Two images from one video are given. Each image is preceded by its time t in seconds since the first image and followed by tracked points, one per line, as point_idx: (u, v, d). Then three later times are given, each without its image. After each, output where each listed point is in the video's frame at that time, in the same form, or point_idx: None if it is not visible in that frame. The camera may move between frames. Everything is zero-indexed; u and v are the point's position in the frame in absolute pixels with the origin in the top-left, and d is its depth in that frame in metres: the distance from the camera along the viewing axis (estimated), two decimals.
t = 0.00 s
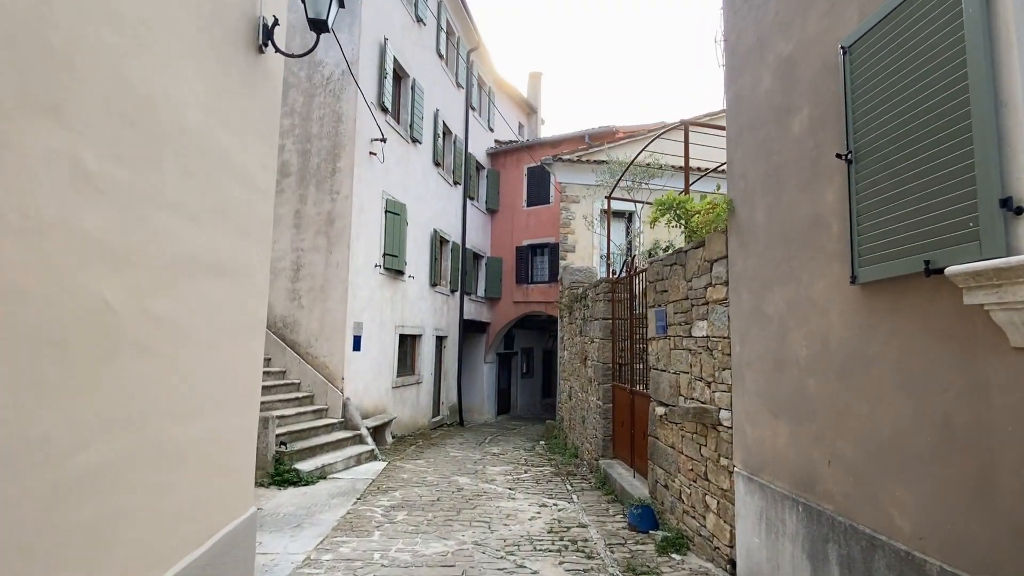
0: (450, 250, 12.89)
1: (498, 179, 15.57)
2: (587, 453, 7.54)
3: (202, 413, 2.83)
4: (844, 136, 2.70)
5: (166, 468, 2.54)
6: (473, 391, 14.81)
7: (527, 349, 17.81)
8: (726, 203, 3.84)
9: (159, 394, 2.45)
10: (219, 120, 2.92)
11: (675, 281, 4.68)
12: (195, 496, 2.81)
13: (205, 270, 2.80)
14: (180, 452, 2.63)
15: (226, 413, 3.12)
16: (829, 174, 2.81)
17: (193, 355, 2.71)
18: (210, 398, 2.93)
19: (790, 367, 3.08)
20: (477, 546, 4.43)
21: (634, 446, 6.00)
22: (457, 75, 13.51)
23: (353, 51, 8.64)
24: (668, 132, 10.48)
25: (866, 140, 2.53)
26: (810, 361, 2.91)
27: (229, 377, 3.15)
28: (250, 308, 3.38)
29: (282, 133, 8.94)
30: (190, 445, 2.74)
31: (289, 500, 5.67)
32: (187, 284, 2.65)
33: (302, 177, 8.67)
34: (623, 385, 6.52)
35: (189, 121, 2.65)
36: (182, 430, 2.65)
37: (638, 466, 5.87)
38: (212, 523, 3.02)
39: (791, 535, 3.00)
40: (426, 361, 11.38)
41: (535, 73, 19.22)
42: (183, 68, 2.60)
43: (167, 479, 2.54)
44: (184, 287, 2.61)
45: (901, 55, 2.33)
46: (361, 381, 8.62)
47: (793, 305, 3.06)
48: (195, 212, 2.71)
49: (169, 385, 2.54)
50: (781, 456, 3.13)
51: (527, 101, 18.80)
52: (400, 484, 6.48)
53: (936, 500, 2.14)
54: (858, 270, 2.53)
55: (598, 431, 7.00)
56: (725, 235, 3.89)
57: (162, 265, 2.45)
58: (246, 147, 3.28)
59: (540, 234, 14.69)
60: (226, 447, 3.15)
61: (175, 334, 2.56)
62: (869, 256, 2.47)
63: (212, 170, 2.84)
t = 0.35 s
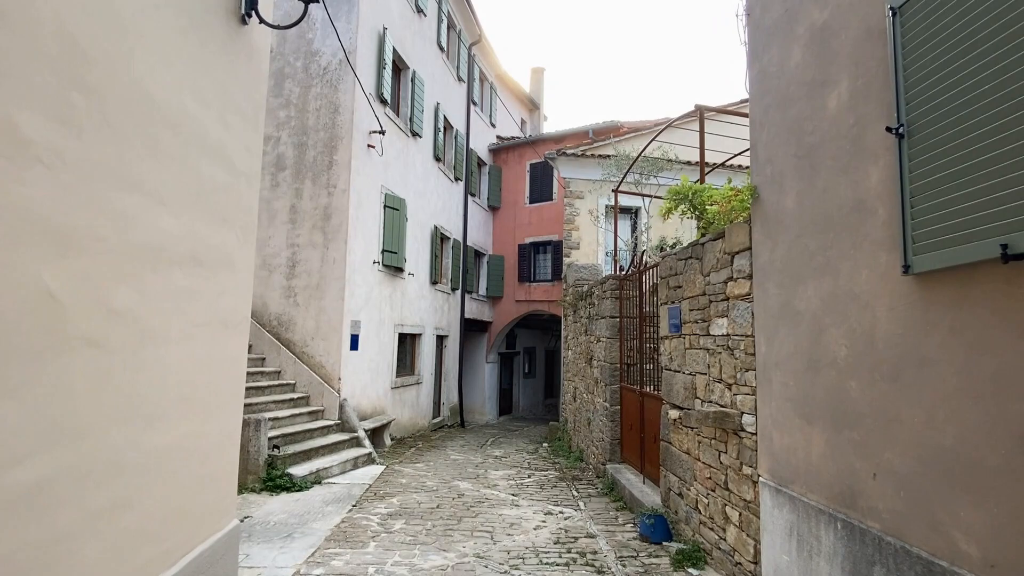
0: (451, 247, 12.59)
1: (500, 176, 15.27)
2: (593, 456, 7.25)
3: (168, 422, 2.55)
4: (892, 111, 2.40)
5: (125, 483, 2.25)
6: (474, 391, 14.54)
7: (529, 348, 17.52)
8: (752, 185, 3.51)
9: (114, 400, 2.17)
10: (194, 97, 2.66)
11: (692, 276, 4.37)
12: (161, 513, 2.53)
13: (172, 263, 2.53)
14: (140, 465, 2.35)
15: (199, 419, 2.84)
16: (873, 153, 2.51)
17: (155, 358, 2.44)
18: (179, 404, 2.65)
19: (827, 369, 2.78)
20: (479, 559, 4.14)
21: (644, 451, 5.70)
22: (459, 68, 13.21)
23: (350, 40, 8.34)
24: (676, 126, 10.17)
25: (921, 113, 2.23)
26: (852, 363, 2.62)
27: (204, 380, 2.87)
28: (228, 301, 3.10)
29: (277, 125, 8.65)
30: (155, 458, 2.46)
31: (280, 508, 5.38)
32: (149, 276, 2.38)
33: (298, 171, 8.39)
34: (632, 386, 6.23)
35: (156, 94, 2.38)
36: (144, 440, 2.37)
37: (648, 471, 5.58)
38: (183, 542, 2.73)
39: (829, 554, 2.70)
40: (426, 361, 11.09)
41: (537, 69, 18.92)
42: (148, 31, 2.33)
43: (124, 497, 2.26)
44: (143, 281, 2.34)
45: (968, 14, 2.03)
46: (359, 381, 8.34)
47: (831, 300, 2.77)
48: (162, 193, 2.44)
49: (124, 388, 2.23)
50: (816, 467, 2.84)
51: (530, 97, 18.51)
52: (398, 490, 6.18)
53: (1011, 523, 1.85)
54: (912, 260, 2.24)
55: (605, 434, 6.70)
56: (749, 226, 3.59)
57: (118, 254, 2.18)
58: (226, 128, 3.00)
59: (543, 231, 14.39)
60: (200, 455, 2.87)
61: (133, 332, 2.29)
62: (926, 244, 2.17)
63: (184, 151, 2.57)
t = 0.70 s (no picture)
0: (451, 245, 12.31)
1: (501, 172, 14.99)
2: (599, 461, 6.97)
3: (104, 424, 2.30)
4: (951, 77, 2.10)
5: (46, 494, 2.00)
6: (475, 391, 14.29)
7: (531, 348, 17.23)
8: (776, 173, 3.23)
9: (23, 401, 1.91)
10: (135, 62, 2.42)
11: (709, 271, 4.08)
12: (97, 527, 2.27)
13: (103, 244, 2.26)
14: (64, 475, 2.10)
15: (148, 422, 2.59)
16: (926, 127, 2.23)
17: (84, 353, 2.17)
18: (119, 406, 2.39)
19: (869, 371, 2.50)
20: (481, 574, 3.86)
21: (654, 456, 5.42)
22: (459, 62, 12.92)
23: (347, 29, 8.06)
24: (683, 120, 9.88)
25: (987, 78, 1.93)
26: (898, 365, 2.33)
27: (154, 378, 2.61)
28: (190, 293, 2.84)
29: (272, 117, 8.37)
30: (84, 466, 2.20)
31: (270, 517, 5.09)
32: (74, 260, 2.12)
33: (293, 164, 8.13)
34: (640, 388, 5.94)
35: (78, 51, 2.12)
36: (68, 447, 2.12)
37: (659, 478, 5.30)
38: (127, 559, 2.47)
39: None
40: (426, 361, 10.81)
41: (540, 65, 18.64)
42: None
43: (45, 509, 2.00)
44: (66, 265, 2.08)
45: None
46: (356, 382, 8.05)
47: (874, 293, 2.48)
48: (92, 160, 2.19)
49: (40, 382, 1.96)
50: (856, 479, 2.56)
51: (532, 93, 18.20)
52: (396, 496, 5.89)
53: None
54: (977, 247, 1.96)
55: (612, 437, 6.42)
56: (774, 216, 3.30)
57: (33, 235, 1.93)
58: (185, 97, 2.74)
59: (545, 229, 14.10)
60: (151, 462, 2.61)
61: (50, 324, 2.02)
62: (995, 228, 1.88)
63: (115, 122, 2.31)
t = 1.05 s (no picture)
0: (452, 241, 12.00)
1: (503, 167, 14.67)
2: (606, 464, 6.67)
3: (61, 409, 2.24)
4: None
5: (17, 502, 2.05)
6: (476, 391, 13.99)
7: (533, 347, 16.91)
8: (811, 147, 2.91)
9: None
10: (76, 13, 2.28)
11: (730, 260, 3.76)
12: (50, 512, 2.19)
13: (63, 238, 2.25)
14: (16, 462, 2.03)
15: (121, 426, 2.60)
16: (1001, 86, 1.93)
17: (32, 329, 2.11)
18: (93, 405, 2.42)
19: (927, 368, 2.19)
20: None
21: (666, 459, 5.12)
22: (460, 54, 12.60)
23: (343, 14, 7.75)
24: (693, 109, 9.58)
25: None
26: (966, 362, 2.03)
27: (125, 373, 2.61)
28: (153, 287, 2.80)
29: (265, 107, 8.06)
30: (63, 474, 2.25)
31: (259, 524, 4.79)
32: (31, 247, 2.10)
33: (287, 155, 7.82)
34: (651, 387, 5.63)
35: (14, 7, 2.01)
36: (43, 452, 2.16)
37: (672, 482, 5.00)
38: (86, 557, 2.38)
39: None
40: (425, 360, 10.50)
41: (541, 58, 18.32)
42: None
43: (19, 513, 2.05)
44: (20, 258, 2.06)
45: None
46: (352, 382, 7.74)
47: (931, 280, 2.18)
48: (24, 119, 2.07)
49: None
50: (910, 492, 2.25)
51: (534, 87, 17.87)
52: (393, 502, 5.58)
53: None
54: None
55: (620, 440, 6.11)
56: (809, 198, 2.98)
57: None
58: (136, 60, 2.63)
59: (548, 225, 13.78)
60: (124, 458, 2.62)
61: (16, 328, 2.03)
62: None
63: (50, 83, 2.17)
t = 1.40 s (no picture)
0: (454, 239, 11.71)
1: (506, 165, 14.38)
2: (616, 471, 6.38)
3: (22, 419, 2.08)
4: None
5: (19, 511, 2.07)
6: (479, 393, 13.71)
7: (536, 348, 16.61)
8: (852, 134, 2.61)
9: None
10: None
11: (757, 257, 3.46)
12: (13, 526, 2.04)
13: (28, 237, 2.11)
14: None
15: (129, 422, 2.60)
16: None
17: None
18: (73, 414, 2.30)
19: (1004, 379, 1.90)
20: None
21: (682, 469, 4.84)
22: (463, 48, 12.30)
23: (342, 3, 7.46)
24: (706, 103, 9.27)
25: None
26: None
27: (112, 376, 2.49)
28: (139, 283, 2.65)
29: (261, 100, 7.78)
30: (69, 480, 2.27)
31: (251, 538, 4.51)
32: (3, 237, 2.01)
33: (284, 150, 7.53)
34: (665, 392, 5.34)
35: None
36: (32, 459, 2.13)
37: (688, 494, 4.71)
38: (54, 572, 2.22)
39: None
40: (427, 361, 10.21)
41: (545, 54, 18.00)
42: None
43: None
44: None
45: None
46: (351, 385, 7.46)
47: (1009, 275, 1.88)
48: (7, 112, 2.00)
49: None
50: (986, 521, 1.96)
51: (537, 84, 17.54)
52: (392, 513, 5.29)
53: None
54: None
55: (631, 447, 5.83)
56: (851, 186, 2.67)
57: None
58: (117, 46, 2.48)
59: (552, 223, 13.48)
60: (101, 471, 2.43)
61: None
62: None
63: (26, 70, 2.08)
